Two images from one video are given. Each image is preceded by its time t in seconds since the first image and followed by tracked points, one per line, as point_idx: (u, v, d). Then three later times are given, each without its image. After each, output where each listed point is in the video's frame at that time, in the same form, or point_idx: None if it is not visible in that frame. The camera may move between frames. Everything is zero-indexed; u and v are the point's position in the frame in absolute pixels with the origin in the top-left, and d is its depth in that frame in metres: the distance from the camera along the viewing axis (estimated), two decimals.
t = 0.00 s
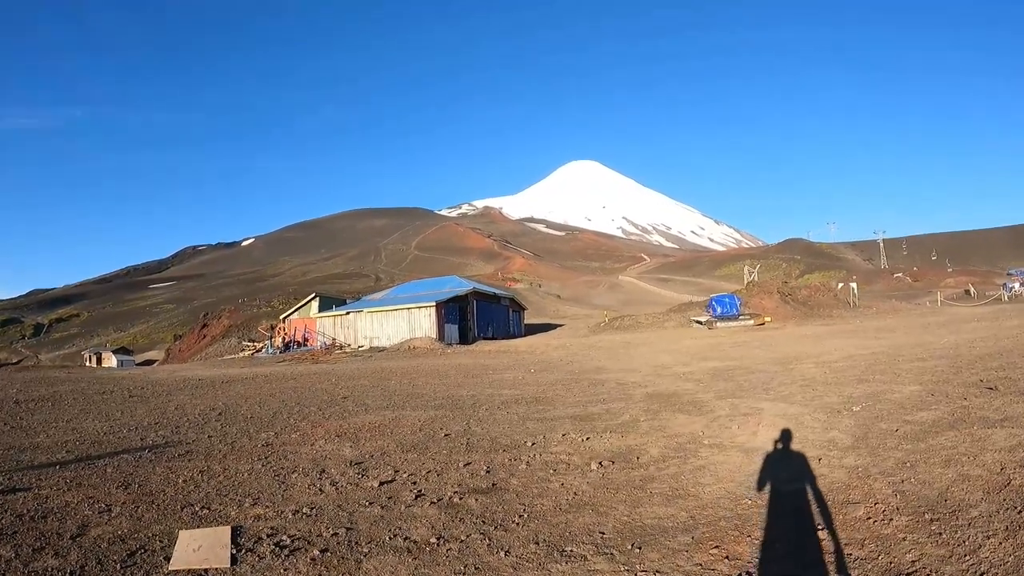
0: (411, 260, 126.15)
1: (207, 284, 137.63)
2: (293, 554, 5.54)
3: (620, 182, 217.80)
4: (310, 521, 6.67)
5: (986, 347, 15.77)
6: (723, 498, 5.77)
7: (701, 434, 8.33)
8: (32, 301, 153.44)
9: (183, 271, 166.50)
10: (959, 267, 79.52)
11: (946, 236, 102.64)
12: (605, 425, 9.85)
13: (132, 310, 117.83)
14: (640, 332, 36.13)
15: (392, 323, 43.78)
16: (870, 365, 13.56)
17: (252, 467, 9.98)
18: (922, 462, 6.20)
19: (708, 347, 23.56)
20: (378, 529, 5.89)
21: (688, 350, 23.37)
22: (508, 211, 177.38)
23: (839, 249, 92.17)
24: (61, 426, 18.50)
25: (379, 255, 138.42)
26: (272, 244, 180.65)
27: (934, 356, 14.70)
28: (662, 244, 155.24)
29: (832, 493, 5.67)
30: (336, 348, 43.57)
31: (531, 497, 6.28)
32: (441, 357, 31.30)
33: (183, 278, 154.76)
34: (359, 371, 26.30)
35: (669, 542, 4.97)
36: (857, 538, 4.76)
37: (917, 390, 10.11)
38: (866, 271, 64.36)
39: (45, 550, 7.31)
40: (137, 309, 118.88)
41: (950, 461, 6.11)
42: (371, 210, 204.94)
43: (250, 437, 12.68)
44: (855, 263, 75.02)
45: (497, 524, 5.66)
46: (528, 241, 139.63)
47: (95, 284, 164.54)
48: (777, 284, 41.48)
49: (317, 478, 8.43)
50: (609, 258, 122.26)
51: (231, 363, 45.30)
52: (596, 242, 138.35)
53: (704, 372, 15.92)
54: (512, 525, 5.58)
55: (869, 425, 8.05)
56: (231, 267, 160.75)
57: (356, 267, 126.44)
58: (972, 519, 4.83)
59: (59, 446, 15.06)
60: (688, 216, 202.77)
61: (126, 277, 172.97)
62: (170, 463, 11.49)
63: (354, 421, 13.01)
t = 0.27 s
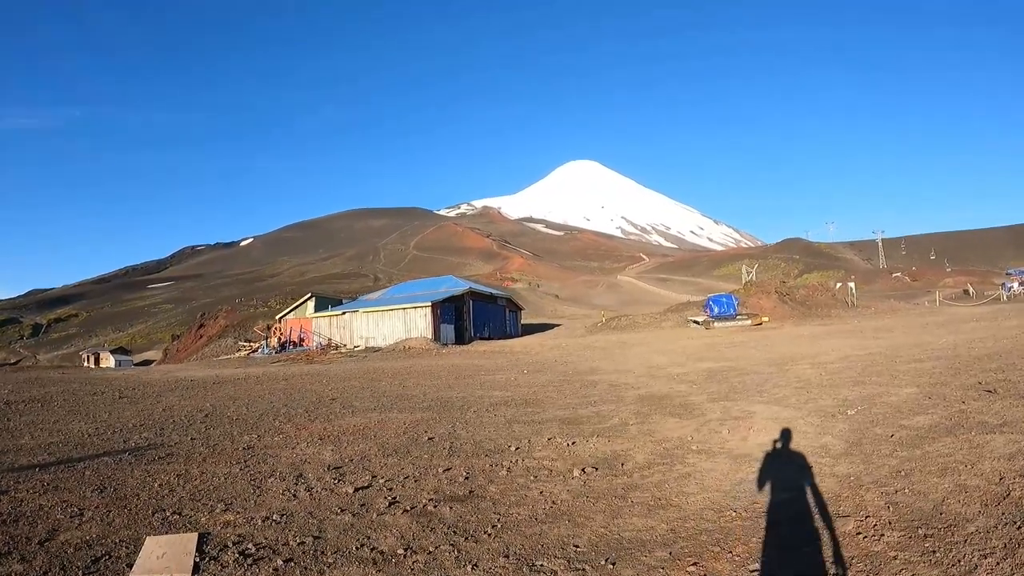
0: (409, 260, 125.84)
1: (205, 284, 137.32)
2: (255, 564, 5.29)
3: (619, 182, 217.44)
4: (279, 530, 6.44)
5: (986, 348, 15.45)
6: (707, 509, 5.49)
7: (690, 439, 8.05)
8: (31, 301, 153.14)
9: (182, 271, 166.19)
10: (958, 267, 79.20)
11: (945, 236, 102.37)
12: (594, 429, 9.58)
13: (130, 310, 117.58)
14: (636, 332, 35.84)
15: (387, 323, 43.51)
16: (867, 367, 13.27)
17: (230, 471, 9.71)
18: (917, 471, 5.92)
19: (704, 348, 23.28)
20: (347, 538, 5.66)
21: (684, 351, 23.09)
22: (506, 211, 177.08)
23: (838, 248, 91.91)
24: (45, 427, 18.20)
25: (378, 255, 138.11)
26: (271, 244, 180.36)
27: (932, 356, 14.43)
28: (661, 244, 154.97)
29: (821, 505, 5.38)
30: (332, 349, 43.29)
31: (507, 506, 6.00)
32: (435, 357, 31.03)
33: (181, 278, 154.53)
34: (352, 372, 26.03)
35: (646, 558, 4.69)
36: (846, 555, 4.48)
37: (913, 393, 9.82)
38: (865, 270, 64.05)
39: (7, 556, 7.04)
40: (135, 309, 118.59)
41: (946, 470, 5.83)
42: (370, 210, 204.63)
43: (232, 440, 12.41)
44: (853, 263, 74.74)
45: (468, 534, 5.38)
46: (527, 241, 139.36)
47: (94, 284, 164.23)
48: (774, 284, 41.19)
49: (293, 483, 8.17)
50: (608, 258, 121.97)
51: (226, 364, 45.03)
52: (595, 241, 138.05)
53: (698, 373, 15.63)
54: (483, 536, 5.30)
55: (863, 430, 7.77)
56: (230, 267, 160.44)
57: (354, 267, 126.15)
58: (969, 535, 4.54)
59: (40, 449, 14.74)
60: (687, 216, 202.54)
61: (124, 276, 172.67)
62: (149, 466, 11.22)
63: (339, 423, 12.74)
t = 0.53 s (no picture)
0: (408, 260, 125.54)
1: (203, 284, 136.92)
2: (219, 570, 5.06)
3: (618, 182, 217.16)
4: (251, 535, 6.20)
5: (985, 349, 15.20)
6: (693, 518, 5.24)
7: (681, 443, 7.81)
8: (29, 301, 152.71)
9: (180, 271, 165.76)
10: (957, 266, 78.97)
11: (944, 236, 102.17)
12: (583, 431, 9.37)
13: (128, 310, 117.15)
14: (633, 332, 35.60)
15: (383, 323, 43.26)
16: (864, 367, 13.03)
17: (211, 475, 9.47)
18: (915, 478, 5.67)
19: (700, 348, 23.02)
20: (317, 546, 5.42)
21: (680, 351, 22.83)
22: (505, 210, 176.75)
23: (836, 248, 91.68)
24: (31, 428, 17.93)
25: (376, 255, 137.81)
26: (269, 244, 179.98)
27: (930, 357, 14.18)
28: (660, 244, 154.74)
29: (811, 514, 5.14)
30: (327, 349, 43.02)
31: (486, 512, 5.78)
32: (431, 358, 30.75)
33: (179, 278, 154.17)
34: (346, 372, 25.76)
35: (625, 571, 4.44)
36: (836, 569, 4.24)
37: (911, 395, 9.58)
38: (863, 270, 63.81)
39: None
40: (133, 309, 118.19)
41: (944, 477, 5.59)
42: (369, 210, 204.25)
43: (216, 442, 12.22)
44: (852, 263, 74.48)
45: (442, 542, 5.15)
46: (525, 241, 139.11)
47: (91, 284, 163.69)
48: (772, 284, 40.96)
49: (273, 489, 7.93)
50: (606, 258, 121.72)
51: (221, 364, 44.73)
52: (594, 242, 137.78)
53: (693, 374, 15.38)
54: (457, 545, 5.06)
55: (859, 433, 7.53)
56: (228, 267, 160.07)
57: (353, 267, 125.88)
58: (967, 548, 4.31)
59: (23, 449, 14.45)
60: (686, 216, 202.34)
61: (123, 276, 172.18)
62: (130, 468, 10.97)
63: (326, 424, 12.57)
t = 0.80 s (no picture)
0: (407, 260, 125.22)
1: (202, 285, 136.49)
2: None
3: (617, 182, 216.88)
4: (218, 544, 5.91)
5: (987, 348, 14.89)
6: (682, 527, 4.93)
7: (674, 444, 7.51)
8: (28, 302, 152.30)
9: (179, 272, 165.36)
10: (957, 267, 78.59)
11: (944, 236, 101.87)
12: (573, 432, 9.10)
13: (126, 310, 116.73)
14: (631, 332, 35.29)
15: (380, 323, 42.92)
16: (863, 367, 12.71)
17: (187, 482, 9.18)
18: (919, 484, 5.35)
19: (698, 349, 22.69)
20: (284, 553, 5.15)
21: (678, 351, 22.50)
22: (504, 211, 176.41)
23: (835, 248, 91.32)
24: (16, 428, 17.61)
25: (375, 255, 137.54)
26: (268, 244, 179.59)
27: (931, 357, 13.86)
28: (659, 244, 154.40)
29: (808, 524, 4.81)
30: (323, 349, 42.69)
31: (464, 518, 5.49)
32: (426, 358, 30.42)
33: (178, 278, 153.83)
34: (340, 372, 25.44)
35: None
36: None
37: (913, 395, 9.25)
38: (863, 270, 63.53)
39: None
40: (132, 309, 117.76)
41: (951, 483, 5.26)
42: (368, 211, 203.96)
43: (199, 445, 12.02)
44: (851, 263, 74.15)
45: (414, 551, 4.87)
46: (525, 241, 138.80)
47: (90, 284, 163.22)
48: (771, 284, 40.67)
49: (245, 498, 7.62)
50: (606, 258, 121.40)
51: (217, 364, 44.38)
52: (593, 242, 137.52)
53: (690, 374, 15.05)
54: (430, 554, 4.77)
55: (859, 435, 7.22)
56: (227, 267, 159.70)
57: (352, 267, 125.56)
58: (977, 562, 3.99)
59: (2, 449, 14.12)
60: (686, 216, 202.06)
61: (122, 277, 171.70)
62: (109, 470, 10.71)
63: (312, 425, 12.37)
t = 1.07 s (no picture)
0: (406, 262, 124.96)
1: (201, 286, 136.25)
2: None
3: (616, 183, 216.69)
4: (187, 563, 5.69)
5: (990, 350, 14.59)
6: (673, 548, 4.63)
7: (668, 453, 7.19)
8: (27, 303, 152.12)
9: (178, 273, 165.16)
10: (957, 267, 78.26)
11: (944, 236, 101.46)
12: (564, 440, 8.81)
13: (125, 312, 116.51)
14: (630, 334, 35.01)
15: (376, 325, 42.61)
16: (864, 371, 12.39)
17: (166, 492, 8.97)
18: (926, 500, 5.04)
19: (696, 351, 22.37)
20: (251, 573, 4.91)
21: (676, 353, 22.18)
22: (504, 212, 176.17)
23: (835, 249, 90.98)
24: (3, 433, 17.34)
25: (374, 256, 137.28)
26: (267, 246, 179.25)
27: (933, 360, 13.55)
28: (659, 245, 154.05)
29: (808, 545, 4.50)
30: (320, 351, 42.38)
31: (443, 535, 5.23)
32: (422, 360, 30.14)
33: (177, 279, 153.47)
34: (335, 375, 25.13)
35: None
36: None
37: (916, 401, 8.94)
38: (862, 271, 63.28)
39: None
40: (130, 311, 117.52)
41: (960, 500, 4.95)
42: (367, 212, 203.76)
43: (183, 453, 11.79)
44: (851, 264, 73.79)
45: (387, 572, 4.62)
46: (524, 242, 138.52)
47: (89, 286, 163.03)
48: (770, 285, 40.41)
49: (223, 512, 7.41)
50: (605, 260, 121.08)
51: (213, 367, 44.04)
52: (592, 243, 137.32)
53: (687, 378, 14.74)
54: None
55: (862, 445, 6.89)
56: (226, 269, 159.40)
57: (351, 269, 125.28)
58: None
59: None
60: (685, 217, 201.75)
61: (121, 278, 171.52)
62: (89, 478, 10.48)
63: (300, 432, 12.12)
